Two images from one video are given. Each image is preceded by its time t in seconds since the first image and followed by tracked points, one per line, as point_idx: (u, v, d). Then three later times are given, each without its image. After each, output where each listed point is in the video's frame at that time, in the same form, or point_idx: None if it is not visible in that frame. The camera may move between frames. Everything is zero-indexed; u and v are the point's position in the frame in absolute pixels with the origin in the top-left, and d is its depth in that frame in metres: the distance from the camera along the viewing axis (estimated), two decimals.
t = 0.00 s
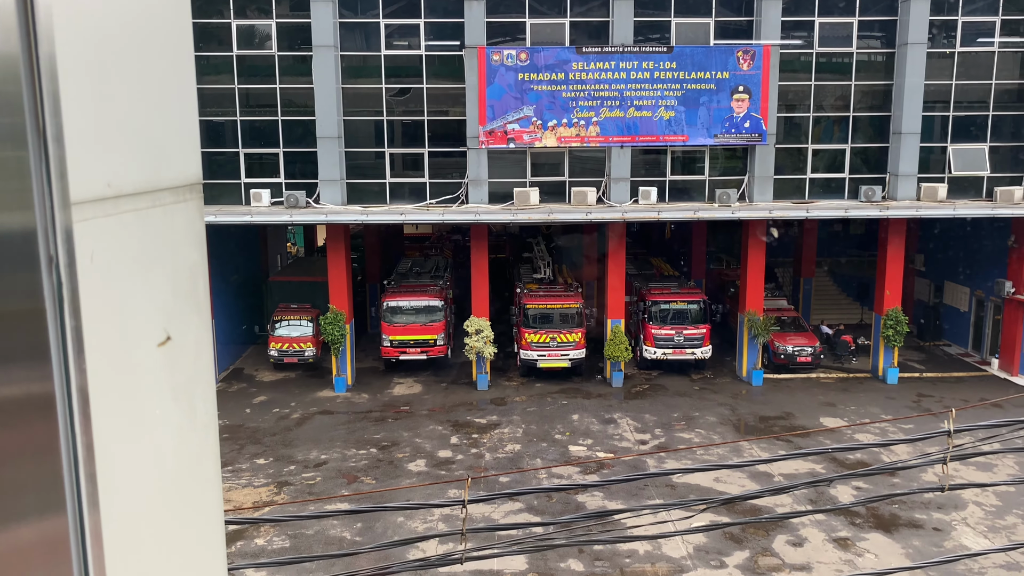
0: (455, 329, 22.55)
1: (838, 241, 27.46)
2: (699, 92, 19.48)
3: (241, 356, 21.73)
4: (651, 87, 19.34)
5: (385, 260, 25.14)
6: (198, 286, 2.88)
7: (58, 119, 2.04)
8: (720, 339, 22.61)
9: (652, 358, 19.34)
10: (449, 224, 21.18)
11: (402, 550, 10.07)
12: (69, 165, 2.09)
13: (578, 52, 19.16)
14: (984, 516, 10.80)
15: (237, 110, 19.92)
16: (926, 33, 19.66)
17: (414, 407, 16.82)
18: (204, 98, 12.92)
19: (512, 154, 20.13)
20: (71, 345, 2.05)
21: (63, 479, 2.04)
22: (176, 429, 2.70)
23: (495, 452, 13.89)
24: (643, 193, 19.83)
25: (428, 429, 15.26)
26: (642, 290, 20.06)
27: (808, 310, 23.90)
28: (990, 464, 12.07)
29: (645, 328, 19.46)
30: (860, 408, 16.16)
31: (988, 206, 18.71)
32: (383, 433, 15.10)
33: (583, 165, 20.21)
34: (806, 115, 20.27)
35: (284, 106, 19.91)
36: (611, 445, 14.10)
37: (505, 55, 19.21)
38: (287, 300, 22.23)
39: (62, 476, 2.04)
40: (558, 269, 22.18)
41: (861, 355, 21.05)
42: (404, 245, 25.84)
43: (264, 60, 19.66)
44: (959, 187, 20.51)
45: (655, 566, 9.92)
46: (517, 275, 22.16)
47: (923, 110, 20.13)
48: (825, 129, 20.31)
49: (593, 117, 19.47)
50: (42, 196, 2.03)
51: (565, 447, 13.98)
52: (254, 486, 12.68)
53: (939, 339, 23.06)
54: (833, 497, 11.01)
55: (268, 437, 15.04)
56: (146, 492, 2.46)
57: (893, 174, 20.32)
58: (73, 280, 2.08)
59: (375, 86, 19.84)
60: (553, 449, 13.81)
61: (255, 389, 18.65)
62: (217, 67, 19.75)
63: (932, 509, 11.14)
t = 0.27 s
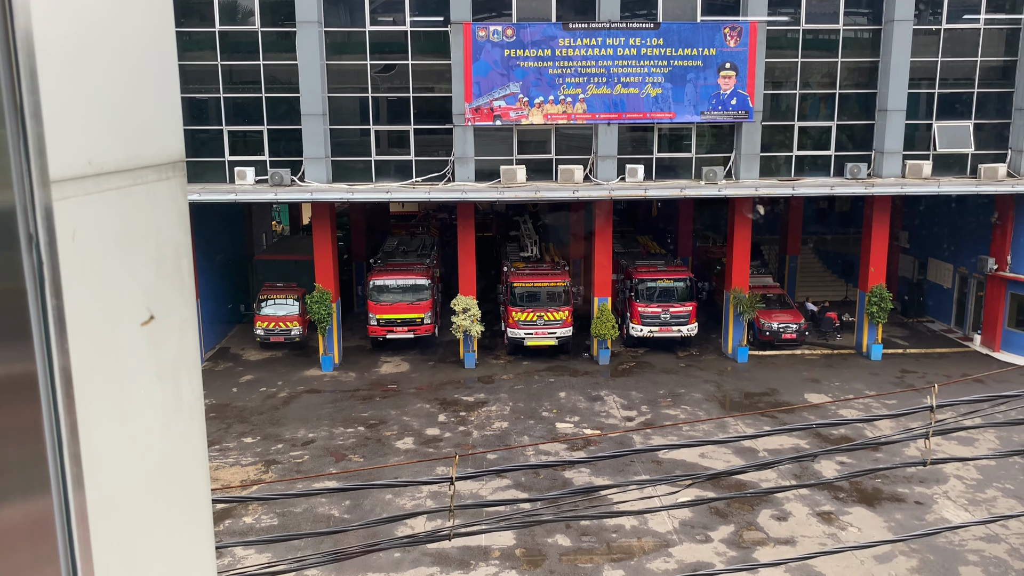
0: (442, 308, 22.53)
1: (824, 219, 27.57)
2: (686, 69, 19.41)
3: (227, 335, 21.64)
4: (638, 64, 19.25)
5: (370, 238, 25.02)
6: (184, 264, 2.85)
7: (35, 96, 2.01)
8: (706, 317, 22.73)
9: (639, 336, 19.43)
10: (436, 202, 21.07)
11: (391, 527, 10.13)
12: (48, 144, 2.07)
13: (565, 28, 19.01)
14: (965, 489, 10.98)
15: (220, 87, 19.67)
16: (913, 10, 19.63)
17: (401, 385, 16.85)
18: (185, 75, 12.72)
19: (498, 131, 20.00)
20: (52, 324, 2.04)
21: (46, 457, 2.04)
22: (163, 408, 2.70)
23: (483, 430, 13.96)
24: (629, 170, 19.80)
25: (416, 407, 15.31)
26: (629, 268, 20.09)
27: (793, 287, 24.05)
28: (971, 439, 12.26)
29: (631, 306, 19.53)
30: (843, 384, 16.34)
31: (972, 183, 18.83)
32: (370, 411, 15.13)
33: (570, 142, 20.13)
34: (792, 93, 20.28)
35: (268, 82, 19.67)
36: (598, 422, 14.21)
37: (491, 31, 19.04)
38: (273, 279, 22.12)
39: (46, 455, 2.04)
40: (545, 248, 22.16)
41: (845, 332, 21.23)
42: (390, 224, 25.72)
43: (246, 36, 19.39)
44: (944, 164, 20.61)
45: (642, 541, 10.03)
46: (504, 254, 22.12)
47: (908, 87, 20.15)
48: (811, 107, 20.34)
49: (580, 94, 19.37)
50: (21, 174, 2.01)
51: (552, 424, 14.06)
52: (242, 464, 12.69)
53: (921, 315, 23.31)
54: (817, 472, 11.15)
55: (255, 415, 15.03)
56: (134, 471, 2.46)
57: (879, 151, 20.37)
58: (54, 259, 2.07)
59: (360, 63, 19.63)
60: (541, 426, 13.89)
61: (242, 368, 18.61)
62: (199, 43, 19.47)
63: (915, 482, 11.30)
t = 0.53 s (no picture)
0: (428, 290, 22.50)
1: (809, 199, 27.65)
2: (672, 49, 19.34)
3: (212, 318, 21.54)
4: (624, 43, 19.16)
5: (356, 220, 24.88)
6: (164, 248, 2.82)
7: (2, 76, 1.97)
8: (691, 297, 22.82)
9: (625, 317, 19.49)
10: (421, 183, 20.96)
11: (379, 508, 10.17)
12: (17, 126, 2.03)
13: (550, 8, 18.89)
14: (946, 467, 11.14)
15: (202, 68, 19.43)
16: None
17: (388, 367, 16.86)
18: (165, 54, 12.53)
19: (484, 112, 19.89)
20: (25, 310, 2.02)
21: (21, 443, 2.02)
22: (145, 394, 2.66)
23: (470, 411, 14.00)
24: (615, 151, 19.76)
25: (403, 388, 15.34)
26: (615, 250, 20.10)
27: (777, 268, 24.17)
28: (952, 417, 12.42)
29: (618, 287, 19.57)
30: (827, 363, 16.49)
31: (955, 163, 18.91)
32: (357, 393, 15.14)
33: (556, 123, 20.06)
34: (777, 73, 20.26)
35: (251, 62, 19.45)
36: (585, 402, 14.28)
37: (476, 11, 18.90)
38: (258, 261, 21.99)
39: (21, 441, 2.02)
40: (531, 229, 22.13)
41: (830, 312, 21.38)
42: (375, 205, 25.57)
43: (228, 16, 19.14)
44: (927, 145, 20.69)
45: (628, 520, 10.12)
46: (490, 236, 22.07)
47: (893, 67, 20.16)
48: (796, 87, 20.32)
49: (566, 74, 19.28)
50: None
51: (539, 405, 14.13)
52: (228, 447, 12.69)
53: (905, 295, 23.49)
54: (801, 450, 11.26)
55: (241, 398, 15.01)
56: (115, 458, 2.43)
57: (863, 132, 20.41)
58: (24, 242, 2.04)
59: (344, 42, 19.44)
60: (527, 407, 13.96)
61: (227, 351, 18.55)
62: (180, 22, 19.20)
63: (897, 460, 11.44)
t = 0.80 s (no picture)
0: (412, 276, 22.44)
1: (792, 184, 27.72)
2: (656, 33, 19.28)
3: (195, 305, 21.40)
4: (607, 27, 19.08)
5: (339, 206, 24.72)
6: (141, 235, 2.77)
7: None
8: (675, 282, 22.90)
9: (609, 302, 19.55)
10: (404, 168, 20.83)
11: (364, 494, 10.18)
12: None
13: None
14: (927, 448, 11.27)
15: (182, 52, 19.20)
16: None
17: (372, 353, 16.83)
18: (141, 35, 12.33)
19: (467, 96, 19.79)
20: None
21: None
22: (121, 385, 2.62)
23: (455, 396, 14.03)
24: (599, 136, 19.72)
25: (387, 375, 15.33)
26: (599, 235, 20.10)
27: (761, 252, 24.29)
28: (933, 399, 12.56)
29: (602, 272, 19.61)
30: (809, 347, 16.62)
31: (936, 147, 19.02)
32: (342, 379, 15.12)
33: (540, 108, 19.99)
34: (761, 58, 20.25)
35: (231, 47, 19.23)
36: (569, 387, 14.34)
37: None
38: (240, 248, 21.84)
39: None
40: (515, 215, 22.09)
41: (812, 296, 21.53)
42: (358, 191, 25.40)
43: None
44: (908, 129, 20.80)
45: (613, 503, 10.18)
46: (474, 221, 22.01)
47: (876, 52, 20.22)
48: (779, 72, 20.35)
49: (549, 58, 19.18)
50: None
51: (524, 390, 14.17)
52: (212, 434, 12.65)
53: (886, 278, 23.68)
54: (784, 433, 11.36)
55: (225, 385, 14.95)
56: (85, 451, 2.39)
57: (846, 116, 20.47)
58: None
59: (325, 26, 19.26)
60: (512, 392, 13.99)
61: (210, 338, 18.46)
62: (159, 5, 18.95)
63: (878, 442, 11.57)
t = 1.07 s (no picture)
0: (394, 267, 22.36)
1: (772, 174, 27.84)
2: (636, 22, 19.28)
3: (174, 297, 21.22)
4: (588, 16, 19.05)
5: (319, 197, 24.57)
6: (113, 226, 2.76)
7: None
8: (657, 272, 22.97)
9: (591, 292, 19.59)
10: (385, 158, 20.71)
11: (347, 485, 10.16)
12: None
13: None
14: (905, 434, 11.40)
15: (158, 41, 18.97)
16: None
17: (354, 344, 16.78)
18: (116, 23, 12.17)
19: (448, 86, 19.71)
20: None
21: None
22: (88, 378, 2.61)
23: (437, 387, 14.02)
24: (580, 126, 19.71)
25: (369, 366, 15.28)
26: (581, 225, 20.11)
27: (741, 241, 24.41)
28: (911, 386, 12.70)
29: (584, 262, 19.64)
30: (789, 335, 16.75)
31: (914, 136, 19.17)
32: (323, 371, 15.06)
33: (521, 97, 19.94)
34: (741, 47, 20.30)
35: (209, 36, 19.02)
36: (552, 376, 14.37)
37: None
38: (220, 239, 21.66)
39: None
40: (497, 205, 22.05)
41: (792, 284, 21.67)
42: (338, 182, 25.24)
43: None
44: (887, 118, 20.94)
45: (595, 491, 10.23)
46: (456, 212, 21.95)
47: (855, 41, 20.32)
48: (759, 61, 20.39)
49: (530, 47, 19.14)
50: None
51: (506, 380, 14.18)
52: (193, 427, 12.57)
53: (865, 266, 23.88)
54: (764, 420, 11.45)
55: (206, 377, 14.85)
56: (41, 445, 2.38)
57: (825, 106, 20.56)
58: None
59: (304, 15, 19.09)
60: (494, 382, 14.01)
61: (190, 330, 18.31)
62: None
63: (857, 429, 11.69)
